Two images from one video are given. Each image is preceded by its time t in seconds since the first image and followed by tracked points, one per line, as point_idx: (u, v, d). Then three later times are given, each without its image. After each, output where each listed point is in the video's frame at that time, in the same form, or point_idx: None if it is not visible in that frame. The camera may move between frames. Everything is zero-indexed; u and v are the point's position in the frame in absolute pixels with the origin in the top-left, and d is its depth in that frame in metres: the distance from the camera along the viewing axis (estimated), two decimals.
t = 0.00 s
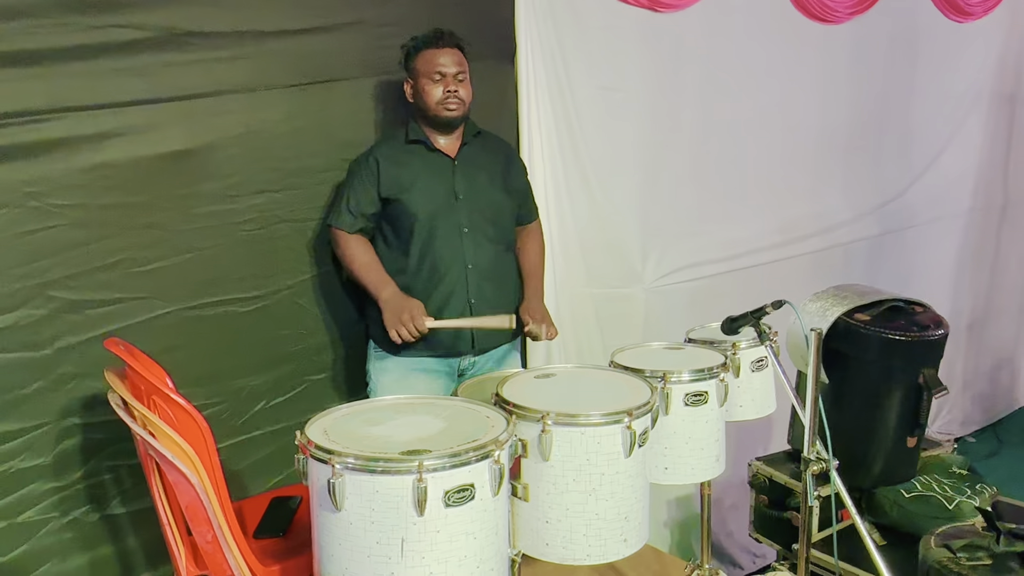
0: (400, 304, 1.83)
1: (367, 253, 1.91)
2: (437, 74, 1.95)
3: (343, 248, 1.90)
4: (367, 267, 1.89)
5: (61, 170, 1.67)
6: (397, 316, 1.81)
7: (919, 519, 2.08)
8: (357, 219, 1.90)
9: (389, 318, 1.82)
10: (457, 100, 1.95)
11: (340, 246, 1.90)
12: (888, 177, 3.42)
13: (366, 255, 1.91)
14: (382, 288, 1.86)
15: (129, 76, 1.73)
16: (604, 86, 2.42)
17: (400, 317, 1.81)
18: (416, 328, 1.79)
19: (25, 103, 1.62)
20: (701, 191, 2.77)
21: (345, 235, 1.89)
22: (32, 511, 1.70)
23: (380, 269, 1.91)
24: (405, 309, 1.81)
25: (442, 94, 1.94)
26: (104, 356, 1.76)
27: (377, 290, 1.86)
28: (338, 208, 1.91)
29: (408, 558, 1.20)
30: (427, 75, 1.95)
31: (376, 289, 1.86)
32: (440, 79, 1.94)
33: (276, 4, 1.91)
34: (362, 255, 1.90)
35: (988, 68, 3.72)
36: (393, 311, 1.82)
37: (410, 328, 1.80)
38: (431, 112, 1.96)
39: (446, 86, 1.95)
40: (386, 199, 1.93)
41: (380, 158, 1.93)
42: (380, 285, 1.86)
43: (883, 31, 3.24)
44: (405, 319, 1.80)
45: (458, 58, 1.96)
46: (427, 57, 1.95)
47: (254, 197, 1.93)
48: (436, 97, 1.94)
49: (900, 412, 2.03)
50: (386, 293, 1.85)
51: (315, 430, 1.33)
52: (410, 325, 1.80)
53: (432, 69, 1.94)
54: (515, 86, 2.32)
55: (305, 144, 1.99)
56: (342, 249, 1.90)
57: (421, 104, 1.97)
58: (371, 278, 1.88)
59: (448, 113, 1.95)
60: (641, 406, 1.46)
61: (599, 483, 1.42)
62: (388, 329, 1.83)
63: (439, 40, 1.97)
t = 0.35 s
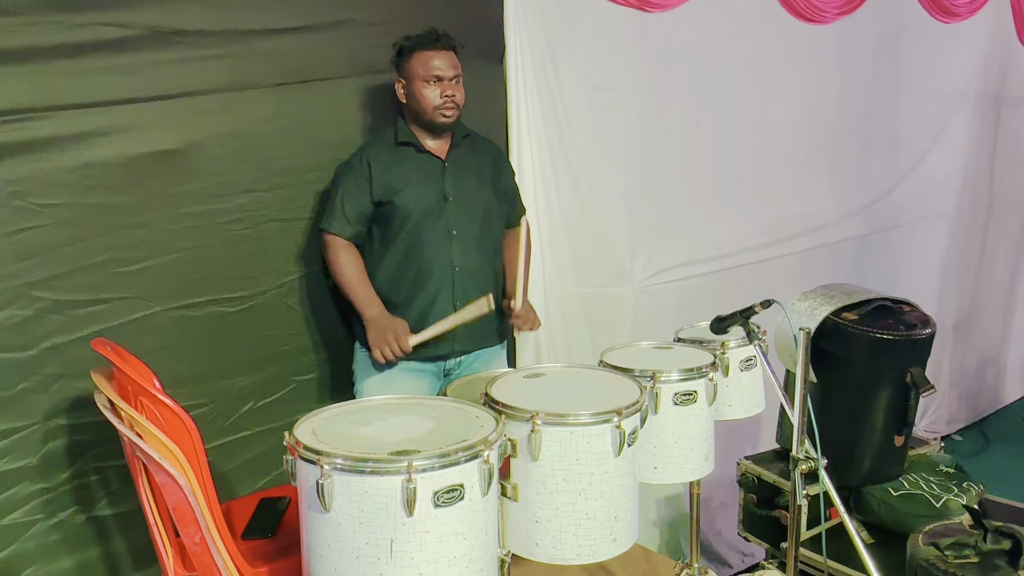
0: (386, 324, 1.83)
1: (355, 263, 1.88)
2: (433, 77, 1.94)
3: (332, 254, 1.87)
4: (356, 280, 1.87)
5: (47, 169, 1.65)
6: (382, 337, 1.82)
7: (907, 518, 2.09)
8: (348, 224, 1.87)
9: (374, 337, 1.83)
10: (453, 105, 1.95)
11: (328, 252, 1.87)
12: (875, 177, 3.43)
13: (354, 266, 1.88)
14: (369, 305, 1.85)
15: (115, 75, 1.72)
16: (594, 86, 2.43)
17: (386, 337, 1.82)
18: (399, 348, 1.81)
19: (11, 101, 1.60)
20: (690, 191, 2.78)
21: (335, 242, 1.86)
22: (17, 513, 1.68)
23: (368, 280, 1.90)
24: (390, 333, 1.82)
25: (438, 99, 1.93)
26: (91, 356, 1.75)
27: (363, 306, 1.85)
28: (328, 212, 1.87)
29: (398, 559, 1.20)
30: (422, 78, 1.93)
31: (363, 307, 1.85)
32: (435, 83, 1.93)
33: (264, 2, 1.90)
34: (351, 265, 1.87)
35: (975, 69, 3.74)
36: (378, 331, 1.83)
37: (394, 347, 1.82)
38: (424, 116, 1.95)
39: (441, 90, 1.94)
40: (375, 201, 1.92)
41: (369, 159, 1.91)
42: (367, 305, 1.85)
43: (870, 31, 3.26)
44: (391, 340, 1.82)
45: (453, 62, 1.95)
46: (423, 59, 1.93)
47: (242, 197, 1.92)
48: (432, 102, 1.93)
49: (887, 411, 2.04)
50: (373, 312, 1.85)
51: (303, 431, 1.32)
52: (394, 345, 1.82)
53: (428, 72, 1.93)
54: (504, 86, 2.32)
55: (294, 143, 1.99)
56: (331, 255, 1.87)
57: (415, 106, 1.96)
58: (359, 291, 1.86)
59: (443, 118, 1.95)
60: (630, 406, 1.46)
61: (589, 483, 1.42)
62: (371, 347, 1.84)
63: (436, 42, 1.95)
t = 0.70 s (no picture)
0: (375, 328, 1.83)
1: (346, 266, 1.88)
2: (420, 75, 1.92)
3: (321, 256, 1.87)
4: (344, 282, 1.87)
5: (35, 166, 1.64)
6: (371, 341, 1.82)
7: (895, 514, 2.09)
8: (336, 221, 1.87)
9: (363, 342, 1.83)
10: (441, 102, 1.94)
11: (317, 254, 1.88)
12: (863, 174, 3.45)
13: (344, 267, 1.88)
14: (357, 307, 1.85)
15: (104, 71, 1.71)
16: (584, 83, 2.43)
17: (375, 343, 1.82)
18: (388, 355, 1.82)
19: None
20: (680, 189, 2.78)
21: (324, 240, 1.86)
22: (5, 513, 1.67)
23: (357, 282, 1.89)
24: (380, 337, 1.82)
25: (426, 96, 1.92)
26: (79, 355, 1.74)
27: (352, 309, 1.85)
28: (317, 211, 1.88)
29: (389, 556, 1.20)
30: (409, 75, 1.92)
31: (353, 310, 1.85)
32: (423, 80, 1.92)
33: None
34: (339, 267, 1.87)
35: (962, 67, 3.77)
36: (367, 334, 1.82)
37: (383, 353, 1.82)
38: (412, 114, 1.94)
39: (429, 87, 1.93)
40: (363, 199, 1.91)
41: (357, 157, 1.90)
42: (356, 307, 1.84)
43: (859, 29, 3.28)
44: (380, 345, 1.82)
45: (440, 59, 1.94)
46: (409, 56, 1.92)
47: (232, 194, 1.91)
48: (421, 99, 1.92)
49: (876, 407, 2.05)
50: (362, 314, 1.84)
51: (294, 428, 1.32)
52: (384, 351, 1.82)
53: (415, 70, 1.92)
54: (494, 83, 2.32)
55: (284, 140, 1.98)
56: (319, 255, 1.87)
57: (401, 104, 1.94)
58: (348, 295, 1.86)
59: (430, 116, 1.94)
60: (621, 403, 1.46)
61: (579, 480, 1.42)
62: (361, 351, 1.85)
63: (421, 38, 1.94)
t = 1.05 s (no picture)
0: (373, 316, 1.84)
1: (334, 262, 1.89)
2: (411, 81, 1.94)
3: (309, 257, 1.87)
4: (335, 276, 1.87)
5: (35, 174, 1.64)
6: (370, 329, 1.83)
7: (893, 519, 2.12)
8: (321, 228, 1.86)
9: (362, 331, 1.83)
10: (432, 108, 1.95)
11: (304, 256, 1.87)
12: (860, 180, 3.46)
13: (332, 261, 1.89)
14: (354, 297, 1.85)
15: (103, 80, 1.71)
16: (581, 91, 2.44)
17: (374, 331, 1.83)
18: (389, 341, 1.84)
19: None
20: (677, 196, 2.79)
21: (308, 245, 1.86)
22: (4, 521, 1.67)
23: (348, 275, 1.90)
24: (381, 321, 1.84)
25: (417, 103, 1.93)
26: (79, 363, 1.74)
27: (349, 299, 1.85)
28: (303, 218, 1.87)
29: (389, 563, 1.20)
30: (399, 81, 1.93)
31: (349, 298, 1.85)
32: (413, 87, 1.94)
33: (253, 7, 1.89)
34: (328, 263, 1.88)
35: (958, 74, 3.79)
36: (365, 323, 1.83)
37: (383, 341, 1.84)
38: (403, 121, 1.94)
39: (420, 94, 1.94)
40: (352, 208, 1.90)
41: (345, 164, 1.89)
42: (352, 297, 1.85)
43: (855, 36, 3.29)
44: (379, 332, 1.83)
45: (430, 66, 1.96)
46: (400, 62, 1.93)
47: (231, 202, 1.92)
48: (412, 105, 1.93)
49: (874, 413, 2.05)
50: (360, 302, 1.85)
51: (294, 436, 1.32)
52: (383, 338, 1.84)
53: (405, 76, 1.93)
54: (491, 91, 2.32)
55: (283, 148, 1.99)
56: (306, 257, 1.87)
57: (392, 111, 1.95)
58: (343, 287, 1.86)
59: (422, 123, 1.95)
60: (620, 410, 1.47)
61: (579, 487, 1.43)
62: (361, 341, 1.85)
63: (412, 46, 1.95)
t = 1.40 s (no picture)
0: (361, 340, 1.83)
1: (328, 279, 1.88)
2: (407, 88, 1.93)
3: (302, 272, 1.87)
4: (328, 295, 1.86)
5: (28, 174, 1.64)
6: (359, 354, 1.81)
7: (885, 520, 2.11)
8: (319, 241, 1.86)
9: (350, 355, 1.82)
10: (427, 114, 1.94)
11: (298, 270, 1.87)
12: (852, 181, 3.48)
13: (325, 277, 1.88)
14: (343, 323, 1.85)
15: (95, 80, 1.70)
16: (574, 92, 2.44)
17: (362, 354, 1.82)
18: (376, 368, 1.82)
19: None
20: (670, 197, 2.80)
21: (304, 259, 1.85)
22: None
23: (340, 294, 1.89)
24: (365, 351, 1.82)
25: (414, 110, 1.93)
26: (72, 364, 1.73)
27: (337, 323, 1.85)
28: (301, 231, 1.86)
29: (385, 564, 1.20)
30: (395, 88, 1.92)
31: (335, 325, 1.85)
32: (410, 93, 1.93)
33: (246, 6, 1.89)
34: (322, 280, 1.87)
35: (948, 76, 3.81)
36: (354, 348, 1.82)
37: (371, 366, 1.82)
38: (399, 128, 1.94)
39: (416, 100, 1.94)
40: (350, 219, 1.90)
41: (342, 174, 1.89)
42: (341, 321, 1.85)
43: (847, 37, 3.31)
44: (367, 357, 1.81)
45: (426, 71, 1.94)
46: (396, 69, 1.92)
47: (224, 203, 1.91)
48: (408, 112, 1.92)
49: (867, 412, 2.06)
50: (348, 328, 1.85)
51: (289, 437, 1.31)
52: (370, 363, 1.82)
53: (401, 82, 1.92)
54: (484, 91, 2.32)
55: (277, 149, 1.98)
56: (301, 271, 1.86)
57: (388, 118, 1.94)
58: (332, 308, 1.85)
59: (419, 130, 1.94)
60: (615, 410, 1.47)
61: (574, 487, 1.43)
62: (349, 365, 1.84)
63: (408, 52, 1.94)
